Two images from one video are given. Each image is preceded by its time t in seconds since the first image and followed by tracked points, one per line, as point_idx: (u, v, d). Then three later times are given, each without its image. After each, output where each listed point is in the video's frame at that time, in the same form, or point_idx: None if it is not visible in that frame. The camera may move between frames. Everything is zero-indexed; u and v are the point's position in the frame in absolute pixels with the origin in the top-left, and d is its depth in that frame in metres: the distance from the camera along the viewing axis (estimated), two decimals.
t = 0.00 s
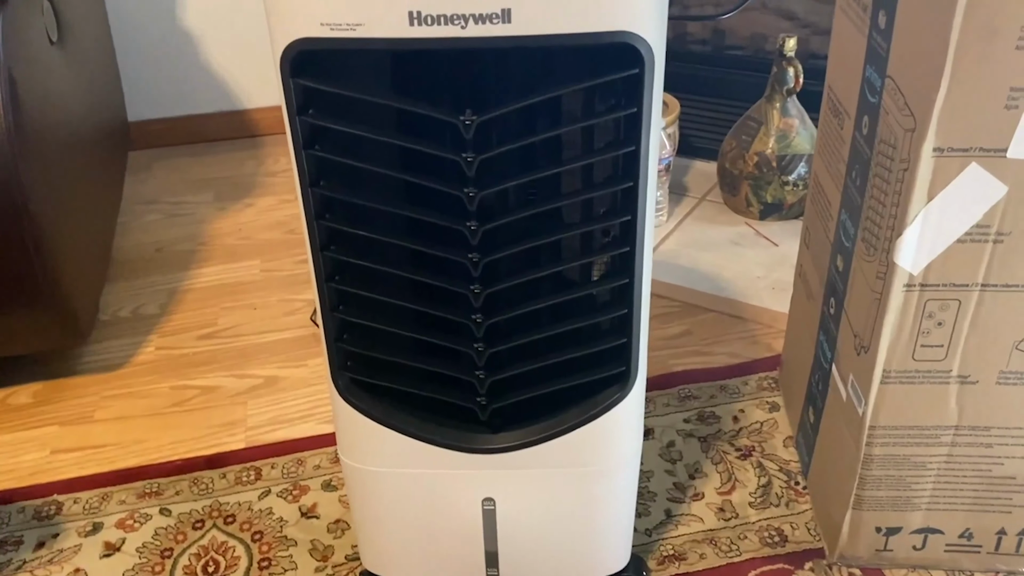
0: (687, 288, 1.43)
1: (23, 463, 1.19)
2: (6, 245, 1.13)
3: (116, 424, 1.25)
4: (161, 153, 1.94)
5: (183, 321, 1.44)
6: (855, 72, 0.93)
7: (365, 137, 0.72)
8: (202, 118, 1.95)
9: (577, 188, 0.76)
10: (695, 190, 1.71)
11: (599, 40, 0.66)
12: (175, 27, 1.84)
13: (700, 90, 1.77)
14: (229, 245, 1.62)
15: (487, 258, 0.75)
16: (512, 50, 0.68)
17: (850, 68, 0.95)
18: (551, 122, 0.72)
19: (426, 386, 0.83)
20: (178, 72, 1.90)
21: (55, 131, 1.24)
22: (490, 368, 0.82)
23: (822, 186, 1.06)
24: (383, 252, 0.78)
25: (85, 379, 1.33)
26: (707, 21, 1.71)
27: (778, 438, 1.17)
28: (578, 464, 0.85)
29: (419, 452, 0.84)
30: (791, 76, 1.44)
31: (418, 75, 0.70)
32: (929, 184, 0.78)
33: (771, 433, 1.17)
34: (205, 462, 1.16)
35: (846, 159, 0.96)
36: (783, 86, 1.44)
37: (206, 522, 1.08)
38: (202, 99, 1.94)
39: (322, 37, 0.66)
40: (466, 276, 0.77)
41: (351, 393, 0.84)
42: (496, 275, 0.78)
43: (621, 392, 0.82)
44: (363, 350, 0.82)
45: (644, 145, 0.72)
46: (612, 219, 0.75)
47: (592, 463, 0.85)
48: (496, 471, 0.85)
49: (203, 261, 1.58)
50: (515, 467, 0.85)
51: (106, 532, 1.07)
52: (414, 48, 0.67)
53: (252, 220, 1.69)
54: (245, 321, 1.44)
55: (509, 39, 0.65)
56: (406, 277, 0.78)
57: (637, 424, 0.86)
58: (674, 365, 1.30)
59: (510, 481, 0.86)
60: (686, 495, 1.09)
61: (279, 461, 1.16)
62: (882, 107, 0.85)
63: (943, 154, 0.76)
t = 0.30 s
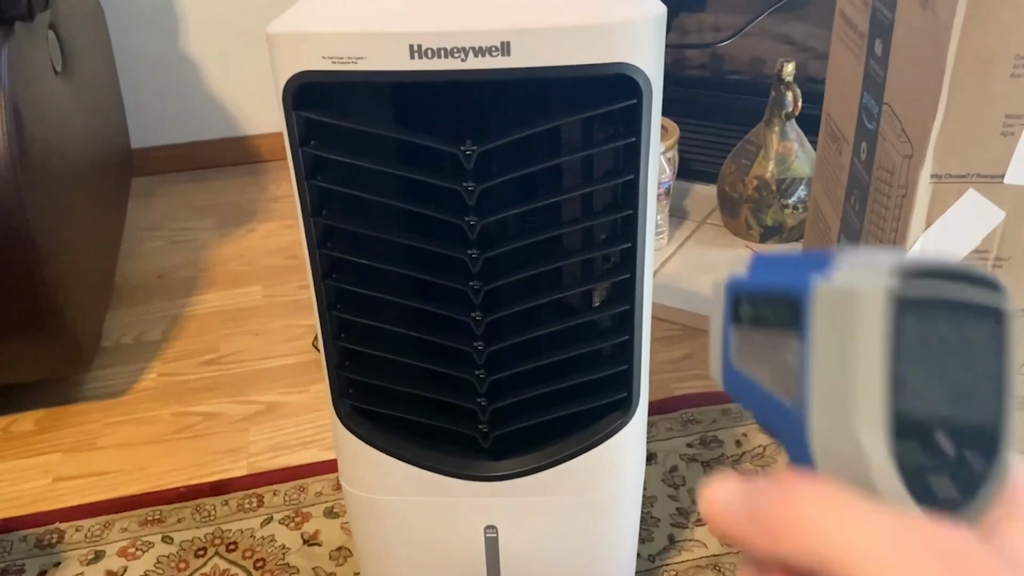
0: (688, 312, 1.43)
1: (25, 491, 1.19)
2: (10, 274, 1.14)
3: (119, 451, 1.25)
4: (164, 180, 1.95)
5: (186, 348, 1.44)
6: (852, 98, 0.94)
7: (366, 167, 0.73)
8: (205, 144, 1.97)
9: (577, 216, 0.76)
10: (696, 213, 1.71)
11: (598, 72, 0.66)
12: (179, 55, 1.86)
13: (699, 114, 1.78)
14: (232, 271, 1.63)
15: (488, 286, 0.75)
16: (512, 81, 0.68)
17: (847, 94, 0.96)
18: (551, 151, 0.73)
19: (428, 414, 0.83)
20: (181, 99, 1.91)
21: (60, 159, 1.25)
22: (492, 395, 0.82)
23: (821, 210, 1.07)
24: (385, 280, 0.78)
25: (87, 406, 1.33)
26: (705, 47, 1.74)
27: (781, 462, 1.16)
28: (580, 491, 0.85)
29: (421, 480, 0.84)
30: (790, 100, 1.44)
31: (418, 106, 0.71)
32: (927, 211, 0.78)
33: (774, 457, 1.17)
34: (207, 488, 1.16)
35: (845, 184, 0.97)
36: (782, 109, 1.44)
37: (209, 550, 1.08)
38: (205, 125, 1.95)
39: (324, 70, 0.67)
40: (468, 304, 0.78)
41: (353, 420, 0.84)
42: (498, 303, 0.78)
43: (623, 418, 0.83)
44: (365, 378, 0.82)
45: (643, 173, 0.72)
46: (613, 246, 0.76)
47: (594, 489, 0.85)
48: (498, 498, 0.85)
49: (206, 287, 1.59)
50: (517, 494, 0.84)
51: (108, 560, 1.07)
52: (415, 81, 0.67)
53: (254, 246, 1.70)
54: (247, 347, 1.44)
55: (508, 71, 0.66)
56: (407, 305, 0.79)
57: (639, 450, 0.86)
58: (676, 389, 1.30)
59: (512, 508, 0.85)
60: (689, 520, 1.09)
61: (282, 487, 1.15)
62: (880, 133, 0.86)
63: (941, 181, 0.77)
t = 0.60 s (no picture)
0: (692, 317, 1.42)
1: (23, 500, 1.18)
2: (8, 281, 1.13)
3: (117, 459, 1.24)
4: (165, 187, 1.94)
5: (185, 355, 1.43)
6: (858, 99, 0.93)
7: (367, 169, 0.72)
8: (205, 152, 1.96)
9: (581, 217, 0.75)
10: (699, 219, 1.71)
11: (603, 70, 0.65)
12: (179, 62, 1.86)
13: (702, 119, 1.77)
14: (232, 278, 1.62)
15: (491, 289, 0.74)
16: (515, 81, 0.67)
17: (853, 95, 0.95)
18: (554, 152, 0.72)
19: (430, 419, 0.82)
20: (182, 105, 1.91)
21: (59, 166, 1.24)
22: (495, 400, 0.80)
23: (827, 213, 1.06)
24: (387, 284, 0.77)
25: (86, 415, 1.32)
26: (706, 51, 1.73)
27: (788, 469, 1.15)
28: (584, 497, 0.84)
29: (423, 486, 0.83)
30: (792, 104, 1.43)
31: (420, 105, 0.70)
32: (936, 211, 0.77)
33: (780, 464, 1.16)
34: (206, 497, 1.14)
35: (851, 186, 0.96)
36: (784, 114, 1.43)
37: (208, 559, 1.06)
38: (206, 132, 1.95)
39: (324, 70, 0.66)
40: (471, 307, 0.77)
41: (354, 426, 0.83)
42: (501, 306, 0.77)
43: (629, 423, 0.81)
44: (367, 383, 0.81)
45: (648, 174, 0.71)
46: (617, 248, 0.75)
47: (599, 495, 0.84)
48: (502, 505, 0.83)
49: (206, 294, 1.58)
50: (521, 500, 0.83)
51: (106, 570, 1.06)
52: (416, 80, 0.66)
53: (254, 253, 1.69)
54: (247, 354, 1.43)
55: (511, 70, 0.65)
56: (409, 308, 0.78)
57: (644, 455, 0.85)
58: (681, 395, 1.29)
59: (515, 514, 0.84)
60: (695, 528, 1.07)
61: (282, 496, 1.14)
62: (887, 133, 0.85)
63: (949, 181, 0.76)
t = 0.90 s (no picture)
0: (693, 311, 1.43)
1: (27, 492, 1.18)
2: (12, 273, 1.13)
3: (121, 452, 1.24)
4: (167, 182, 1.95)
5: (188, 349, 1.44)
6: (858, 91, 0.94)
7: (369, 159, 0.72)
8: (208, 147, 1.96)
9: (582, 208, 0.76)
10: (700, 213, 1.71)
11: (603, 60, 0.66)
12: (181, 57, 1.86)
13: (703, 113, 1.78)
14: (234, 273, 1.63)
15: (492, 279, 0.75)
16: (516, 71, 0.68)
17: (853, 87, 0.95)
18: (556, 142, 0.72)
19: (433, 410, 0.82)
20: (184, 101, 1.91)
21: (62, 159, 1.25)
22: (496, 390, 0.81)
23: (827, 206, 1.06)
24: (389, 275, 0.78)
25: (90, 407, 1.33)
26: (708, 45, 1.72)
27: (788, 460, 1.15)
28: (585, 487, 0.84)
29: (425, 476, 0.84)
30: (794, 98, 1.44)
31: (422, 96, 0.70)
32: (935, 202, 0.78)
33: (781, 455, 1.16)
34: (209, 489, 1.15)
35: (851, 178, 0.96)
36: (785, 108, 1.44)
37: (212, 550, 1.07)
38: (208, 128, 1.95)
39: (326, 60, 0.67)
40: (472, 298, 0.77)
41: (357, 416, 0.83)
42: (502, 297, 0.78)
43: (629, 413, 0.82)
44: (369, 373, 0.82)
45: (648, 164, 0.72)
46: (617, 238, 0.75)
47: (600, 485, 0.84)
48: (503, 495, 0.84)
49: (209, 289, 1.58)
50: (523, 490, 0.84)
51: (110, 561, 1.06)
52: (418, 71, 0.67)
53: (256, 248, 1.69)
54: (250, 347, 1.43)
55: (512, 60, 0.65)
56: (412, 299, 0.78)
57: (645, 444, 0.85)
58: (681, 387, 1.30)
59: (517, 504, 0.85)
60: (696, 519, 1.08)
61: (285, 487, 1.15)
62: (886, 125, 0.85)
63: (948, 171, 0.76)
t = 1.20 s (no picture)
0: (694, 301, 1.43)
1: (31, 482, 1.19)
2: (13, 265, 1.14)
3: (124, 443, 1.25)
4: (169, 174, 1.95)
5: (190, 340, 1.45)
6: (856, 79, 0.94)
7: (367, 149, 0.72)
8: (209, 139, 1.97)
9: (580, 197, 0.76)
10: (702, 203, 1.71)
11: (600, 49, 0.66)
12: (182, 49, 1.86)
13: (704, 103, 1.77)
14: (236, 265, 1.63)
15: (490, 268, 0.75)
16: (513, 60, 0.68)
17: (852, 75, 0.95)
18: (553, 131, 0.73)
19: (432, 398, 0.83)
20: (185, 93, 1.92)
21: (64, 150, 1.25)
22: (495, 378, 0.81)
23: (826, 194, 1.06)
24: (388, 264, 0.78)
25: (93, 398, 1.34)
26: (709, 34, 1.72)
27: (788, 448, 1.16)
28: (584, 474, 0.85)
29: (425, 464, 0.84)
30: (795, 87, 1.43)
31: (419, 86, 0.70)
32: (932, 189, 0.78)
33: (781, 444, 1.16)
34: (212, 479, 1.16)
35: (850, 166, 0.96)
36: (787, 97, 1.43)
37: (214, 539, 1.07)
38: (210, 120, 1.95)
39: (324, 50, 0.67)
40: (470, 287, 0.77)
41: (357, 406, 0.84)
42: (500, 286, 0.78)
43: (628, 400, 0.82)
44: (368, 362, 0.82)
45: (645, 153, 0.72)
46: (615, 227, 0.75)
47: (599, 473, 0.85)
48: (503, 483, 0.84)
49: (211, 280, 1.59)
50: (521, 478, 0.84)
51: (114, 550, 1.07)
52: (415, 60, 0.67)
53: (258, 239, 1.70)
54: (252, 338, 1.44)
55: (508, 48, 0.66)
56: (411, 289, 0.78)
57: (644, 432, 0.85)
58: (682, 377, 1.30)
59: (515, 492, 0.85)
60: (696, 507, 1.08)
61: (286, 477, 1.15)
62: (884, 112, 0.85)
63: (945, 159, 0.76)
